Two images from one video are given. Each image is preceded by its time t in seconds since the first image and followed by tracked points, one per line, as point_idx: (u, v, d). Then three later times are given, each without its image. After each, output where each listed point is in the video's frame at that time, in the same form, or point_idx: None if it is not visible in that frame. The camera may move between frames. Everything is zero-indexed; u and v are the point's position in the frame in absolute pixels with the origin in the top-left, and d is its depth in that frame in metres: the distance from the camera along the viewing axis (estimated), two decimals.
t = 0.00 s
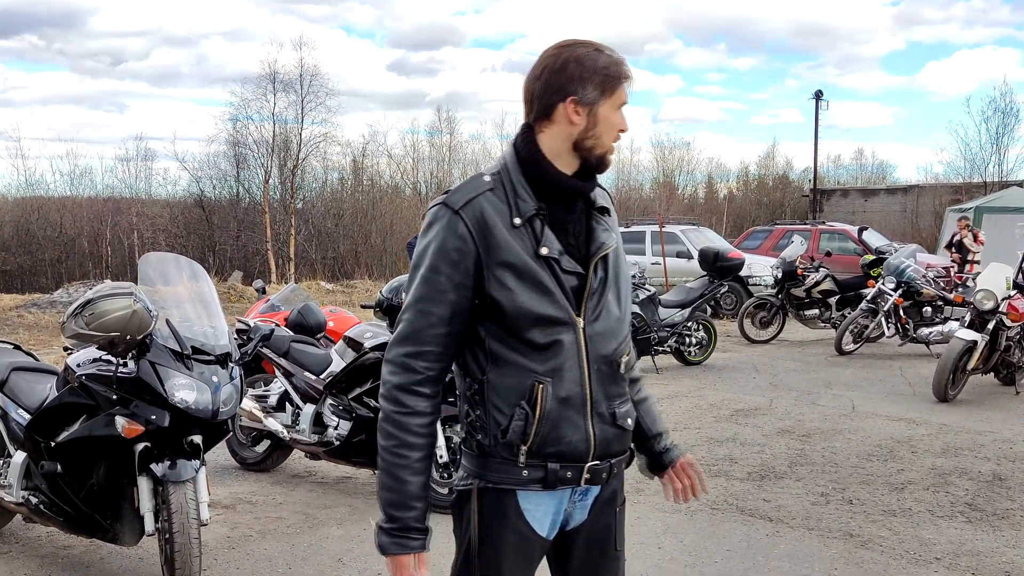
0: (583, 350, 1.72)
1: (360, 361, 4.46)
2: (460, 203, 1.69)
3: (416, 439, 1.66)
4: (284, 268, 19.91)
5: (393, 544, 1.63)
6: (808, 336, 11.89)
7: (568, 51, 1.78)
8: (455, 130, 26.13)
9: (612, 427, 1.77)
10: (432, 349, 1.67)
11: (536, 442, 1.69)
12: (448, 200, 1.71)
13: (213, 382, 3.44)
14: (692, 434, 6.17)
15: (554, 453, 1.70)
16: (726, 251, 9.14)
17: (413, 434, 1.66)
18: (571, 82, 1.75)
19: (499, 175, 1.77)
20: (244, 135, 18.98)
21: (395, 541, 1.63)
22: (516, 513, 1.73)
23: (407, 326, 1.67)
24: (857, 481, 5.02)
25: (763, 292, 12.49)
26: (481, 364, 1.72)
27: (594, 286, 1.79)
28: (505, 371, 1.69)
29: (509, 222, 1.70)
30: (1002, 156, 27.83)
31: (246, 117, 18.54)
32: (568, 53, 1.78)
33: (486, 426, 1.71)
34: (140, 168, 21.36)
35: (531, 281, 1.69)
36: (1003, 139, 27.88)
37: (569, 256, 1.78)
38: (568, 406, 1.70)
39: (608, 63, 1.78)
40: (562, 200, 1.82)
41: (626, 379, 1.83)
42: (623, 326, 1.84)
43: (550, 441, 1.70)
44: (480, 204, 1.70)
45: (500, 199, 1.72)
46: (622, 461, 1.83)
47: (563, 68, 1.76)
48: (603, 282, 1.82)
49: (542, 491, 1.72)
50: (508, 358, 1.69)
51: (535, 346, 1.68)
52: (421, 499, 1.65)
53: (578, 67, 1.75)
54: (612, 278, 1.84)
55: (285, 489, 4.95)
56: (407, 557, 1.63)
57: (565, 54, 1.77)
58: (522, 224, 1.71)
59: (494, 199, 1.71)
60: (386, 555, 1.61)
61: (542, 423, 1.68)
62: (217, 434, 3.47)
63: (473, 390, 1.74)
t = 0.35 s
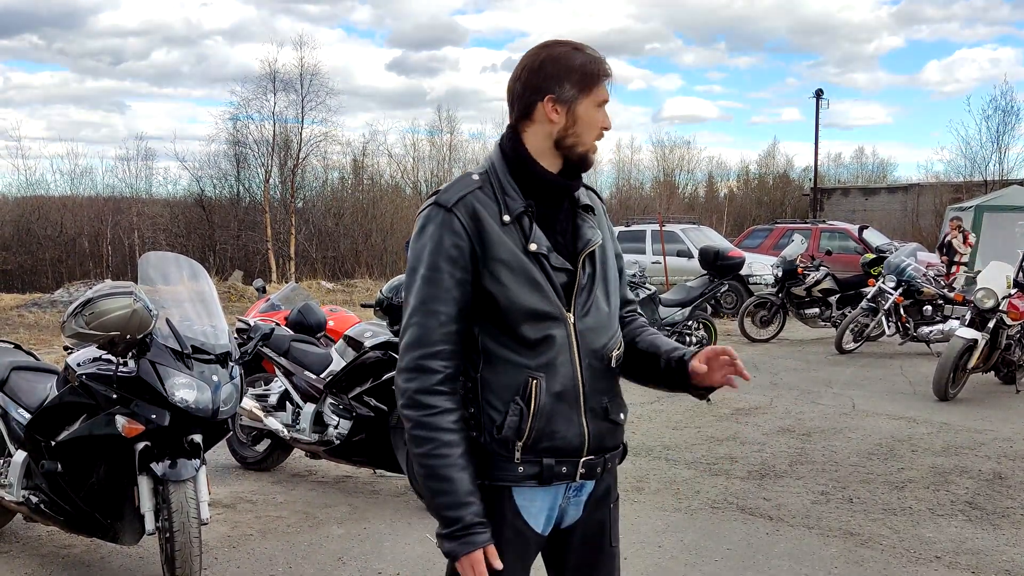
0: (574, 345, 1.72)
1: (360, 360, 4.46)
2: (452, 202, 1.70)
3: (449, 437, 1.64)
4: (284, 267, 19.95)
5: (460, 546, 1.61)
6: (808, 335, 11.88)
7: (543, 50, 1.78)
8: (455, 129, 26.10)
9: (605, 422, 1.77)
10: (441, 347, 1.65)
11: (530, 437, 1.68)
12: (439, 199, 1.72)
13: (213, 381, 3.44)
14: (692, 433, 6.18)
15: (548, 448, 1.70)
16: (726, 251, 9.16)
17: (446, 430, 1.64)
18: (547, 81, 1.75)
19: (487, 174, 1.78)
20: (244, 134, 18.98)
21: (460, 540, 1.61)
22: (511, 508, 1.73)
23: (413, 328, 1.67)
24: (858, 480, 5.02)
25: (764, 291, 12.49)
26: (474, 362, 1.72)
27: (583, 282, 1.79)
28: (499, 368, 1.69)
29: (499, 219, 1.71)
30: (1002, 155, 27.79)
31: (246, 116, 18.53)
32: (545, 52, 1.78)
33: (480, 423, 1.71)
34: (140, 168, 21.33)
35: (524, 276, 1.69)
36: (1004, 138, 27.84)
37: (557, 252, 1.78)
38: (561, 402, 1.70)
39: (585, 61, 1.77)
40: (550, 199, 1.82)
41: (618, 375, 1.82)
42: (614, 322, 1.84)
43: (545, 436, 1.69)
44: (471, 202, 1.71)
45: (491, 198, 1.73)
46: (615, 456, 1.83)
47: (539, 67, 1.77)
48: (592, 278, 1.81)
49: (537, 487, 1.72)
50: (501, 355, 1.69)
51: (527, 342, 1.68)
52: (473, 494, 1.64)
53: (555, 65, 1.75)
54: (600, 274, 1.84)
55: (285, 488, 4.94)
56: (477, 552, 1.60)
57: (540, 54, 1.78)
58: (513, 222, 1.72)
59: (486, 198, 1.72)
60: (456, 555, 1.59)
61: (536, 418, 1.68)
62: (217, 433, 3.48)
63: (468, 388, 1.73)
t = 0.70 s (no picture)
0: (561, 343, 1.71)
1: (360, 360, 4.46)
2: (435, 202, 1.72)
3: (414, 437, 1.68)
4: (284, 266, 20.00)
5: (406, 545, 1.64)
6: (809, 333, 11.88)
7: (513, 50, 1.80)
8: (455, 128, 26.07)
9: (593, 422, 1.75)
10: (420, 346, 1.68)
11: (515, 435, 1.69)
12: (424, 199, 1.75)
13: (213, 380, 3.44)
14: (692, 432, 6.18)
15: (533, 447, 1.70)
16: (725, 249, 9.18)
17: (413, 432, 1.68)
18: (512, 80, 1.78)
19: (475, 175, 1.80)
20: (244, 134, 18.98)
21: (406, 540, 1.64)
22: (498, 506, 1.72)
23: (394, 327, 1.69)
24: (858, 478, 5.02)
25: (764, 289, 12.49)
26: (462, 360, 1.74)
27: (571, 281, 1.78)
28: (484, 365, 1.70)
29: (483, 220, 1.72)
30: (1002, 153, 27.75)
31: (246, 115, 18.52)
32: (513, 52, 1.80)
33: (466, 420, 1.72)
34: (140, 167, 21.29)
35: (507, 274, 1.69)
36: (1004, 136, 27.81)
37: (546, 251, 1.77)
38: (547, 399, 1.69)
39: (549, 56, 1.75)
40: (537, 200, 1.80)
41: (609, 373, 1.80)
42: (605, 321, 1.82)
43: (530, 434, 1.69)
44: (455, 202, 1.73)
45: (475, 198, 1.74)
46: (607, 456, 1.81)
47: (508, 68, 1.79)
48: (582, 276, 1.80)
49: (523, 485, 1.72)
50: (487, 352, 1.70)
51: (513, 341, 1.69)
52: (428, 497, 1.67)
53: (518, 65, 1.77)
54: (591, 273, 1.82)
55: (285, 487, 4.95)
56: (420, 555, 1.64)
57: (510, 55, 1.80)
58: (497, 222, 1.72)
59: (468, 198, 1.74)
60: (400, 555, 1.62)
61: (520, 415, 1.68)
62: (217, 433, 3.48)
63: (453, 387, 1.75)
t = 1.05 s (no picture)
0: (558, 342, 1.71)
1: (360, 360, 4.46)
2: (434, 201, 1.73)
3: (407, 433, 1.69)
4: (284, 266, 20.03)
5: (393, 538, 1.66)
6: (809, 332, 11.87)
7: (509, 50, 1.80)
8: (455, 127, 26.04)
9: (591, 420, 1.74)
10: (415, 343, 1.68)
11: (511, 432, 1.68)
12: (424, 197, 1.76)
13: (213, 380, 3.43)
14: (693, 431, 6.18)
15: (530, 444, 1.70)
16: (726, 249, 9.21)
17: (400, 429, 1.69)
18: (507, 80, 1.78)
19: (475, 174, 1.80)
20: (244, 133, 18.98)
21: (394, 535, 1.66)
22: (496, 502, 1.72)
23: (390, 324, 1.70)
24: (858, 477, 5.02)
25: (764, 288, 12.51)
26: (461, 358, 1.74)
27: (570, 279, 1.77)
28: (481, 363, 1.71)
29: (482, 218, 1.72)
30: (1003, 152, 27.73)
31: (246, 115, 18.51)
32: (509, 52, 1.80)
33: (464, 417, 1.73)
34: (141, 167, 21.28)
35: (504, 273, 1.69)
36: (1004, 135, 27.77)
37: (545, 250, 1.77)
38: (544, 397, 1.69)
39: (541, 55, 1.75)
40: (537, 197, 1.80)
41: (606, 371, 1.80)
42: (604, 319, 1.81)
43: (526, 432, 1.69)
44: (453, 201, 1.73)
45: (474, 197, 1.75)
46: (605, 455, 1.80)
47: (503, 68, 1.80)
48: (581, 275, 1.79)
49: (521, 483, 1.71)
50: (484, 350, 1.70)
51: (510, 339, 1.69)
52: (416, 492, 1.69)
53: (513, 65, 1.78)
54: (590, 271, 1.82)
55: (285, 487, 4.95)
56: (408, 549, 1.67)
57: (505, 55, 1.80)
58: (496, 220, 1.73)
59: (467, 197, 1.74)
60: (386, 548, 1.65)
61: (516, 413, 1.68)
62: (217, 433, 3.48)
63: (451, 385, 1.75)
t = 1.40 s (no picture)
0: (550, 342, 1.70)
1: (360, 358, 4.46)
2: (428, 200, 1.73)
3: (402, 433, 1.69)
4: (284, 264, 20.03)
5: (409, 535, 1.65)
6: (809, 330, 11.86)
7: (497, 49, 1.80)
8: (455, 125, 26.01)
9: (583, 422, 1.74)
10: (408, 343, 1.68)
11: (500, 432, 1.68)
12: (419, 196, 1.75)
13: (213, 378, 3.43)
14: (693, 429, 6.18)
15: (520, 444, 1.69)
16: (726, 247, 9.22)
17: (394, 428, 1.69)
18: (496, 79, 1.78)
19: (471, 172, 1.79)
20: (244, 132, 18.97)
21: (409, 532, 1.65)
22: (486, 501, 1.72)
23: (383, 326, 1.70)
24: (858, 475, 5.02)
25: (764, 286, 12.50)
26: (455, 357, 1.74)
27: (566, 279, 1.76)
28: (473, 361, 1.70)
29: (476, 218, 1.72)
30: (1003, 149, 27.70)
31: (246, 113, 18.51)
32: (498, 51, 1.80)
33: (456, 415, 1.72)
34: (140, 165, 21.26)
35: (497, 274, 1.69)
36: (1004, 132, 27.73)
37: (541, 248, 1.76)
38: (534, 398, 1.69)
39: (528, 51, 1.74)
40: (533, 196, 1.79)
41: (602, 373, 1.79)
42: (602, 319, 1.80)
43: (516, 432, 1.69)
44: (447, 201, 1.73)
45: (468, 196, 1.74)
46: (601, 457, 1.79)
47: (492, 67, 1.80)
48: (578, 275, 1.78)
49: (512, 483, 1.71)
50: (476, 349, 1.70)
51: (502, 338, 1.69)
52: (427, 489, 1.67)
53: (501, 63, 1.77)
54: (588, 270, 1.81)
55: (286, 485, 4.95)
56: (424, 544, 1.66)
57: (494, 54, 1.80)
58: (490, 219, 1.72)
59: (461, 197, 1.74)
60: (402, 544, 1.64)
61: (505, 413, 1.68)
62: (216, 432, 3.47)
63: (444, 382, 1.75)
